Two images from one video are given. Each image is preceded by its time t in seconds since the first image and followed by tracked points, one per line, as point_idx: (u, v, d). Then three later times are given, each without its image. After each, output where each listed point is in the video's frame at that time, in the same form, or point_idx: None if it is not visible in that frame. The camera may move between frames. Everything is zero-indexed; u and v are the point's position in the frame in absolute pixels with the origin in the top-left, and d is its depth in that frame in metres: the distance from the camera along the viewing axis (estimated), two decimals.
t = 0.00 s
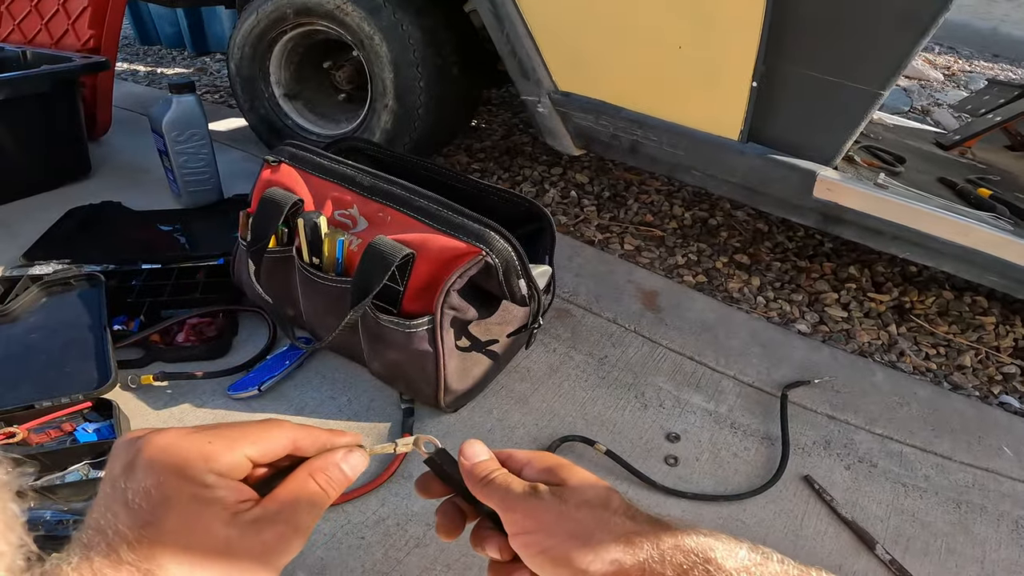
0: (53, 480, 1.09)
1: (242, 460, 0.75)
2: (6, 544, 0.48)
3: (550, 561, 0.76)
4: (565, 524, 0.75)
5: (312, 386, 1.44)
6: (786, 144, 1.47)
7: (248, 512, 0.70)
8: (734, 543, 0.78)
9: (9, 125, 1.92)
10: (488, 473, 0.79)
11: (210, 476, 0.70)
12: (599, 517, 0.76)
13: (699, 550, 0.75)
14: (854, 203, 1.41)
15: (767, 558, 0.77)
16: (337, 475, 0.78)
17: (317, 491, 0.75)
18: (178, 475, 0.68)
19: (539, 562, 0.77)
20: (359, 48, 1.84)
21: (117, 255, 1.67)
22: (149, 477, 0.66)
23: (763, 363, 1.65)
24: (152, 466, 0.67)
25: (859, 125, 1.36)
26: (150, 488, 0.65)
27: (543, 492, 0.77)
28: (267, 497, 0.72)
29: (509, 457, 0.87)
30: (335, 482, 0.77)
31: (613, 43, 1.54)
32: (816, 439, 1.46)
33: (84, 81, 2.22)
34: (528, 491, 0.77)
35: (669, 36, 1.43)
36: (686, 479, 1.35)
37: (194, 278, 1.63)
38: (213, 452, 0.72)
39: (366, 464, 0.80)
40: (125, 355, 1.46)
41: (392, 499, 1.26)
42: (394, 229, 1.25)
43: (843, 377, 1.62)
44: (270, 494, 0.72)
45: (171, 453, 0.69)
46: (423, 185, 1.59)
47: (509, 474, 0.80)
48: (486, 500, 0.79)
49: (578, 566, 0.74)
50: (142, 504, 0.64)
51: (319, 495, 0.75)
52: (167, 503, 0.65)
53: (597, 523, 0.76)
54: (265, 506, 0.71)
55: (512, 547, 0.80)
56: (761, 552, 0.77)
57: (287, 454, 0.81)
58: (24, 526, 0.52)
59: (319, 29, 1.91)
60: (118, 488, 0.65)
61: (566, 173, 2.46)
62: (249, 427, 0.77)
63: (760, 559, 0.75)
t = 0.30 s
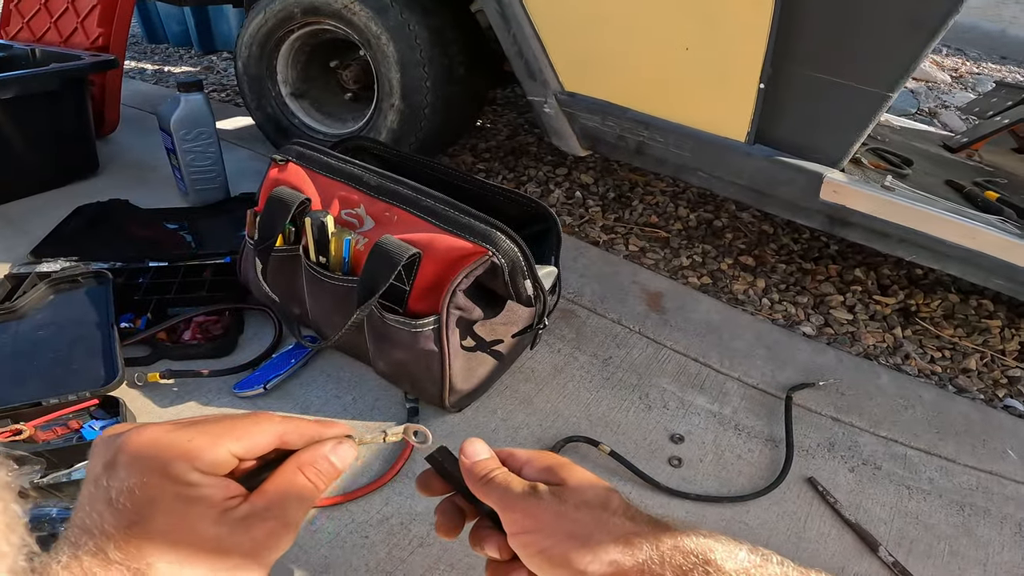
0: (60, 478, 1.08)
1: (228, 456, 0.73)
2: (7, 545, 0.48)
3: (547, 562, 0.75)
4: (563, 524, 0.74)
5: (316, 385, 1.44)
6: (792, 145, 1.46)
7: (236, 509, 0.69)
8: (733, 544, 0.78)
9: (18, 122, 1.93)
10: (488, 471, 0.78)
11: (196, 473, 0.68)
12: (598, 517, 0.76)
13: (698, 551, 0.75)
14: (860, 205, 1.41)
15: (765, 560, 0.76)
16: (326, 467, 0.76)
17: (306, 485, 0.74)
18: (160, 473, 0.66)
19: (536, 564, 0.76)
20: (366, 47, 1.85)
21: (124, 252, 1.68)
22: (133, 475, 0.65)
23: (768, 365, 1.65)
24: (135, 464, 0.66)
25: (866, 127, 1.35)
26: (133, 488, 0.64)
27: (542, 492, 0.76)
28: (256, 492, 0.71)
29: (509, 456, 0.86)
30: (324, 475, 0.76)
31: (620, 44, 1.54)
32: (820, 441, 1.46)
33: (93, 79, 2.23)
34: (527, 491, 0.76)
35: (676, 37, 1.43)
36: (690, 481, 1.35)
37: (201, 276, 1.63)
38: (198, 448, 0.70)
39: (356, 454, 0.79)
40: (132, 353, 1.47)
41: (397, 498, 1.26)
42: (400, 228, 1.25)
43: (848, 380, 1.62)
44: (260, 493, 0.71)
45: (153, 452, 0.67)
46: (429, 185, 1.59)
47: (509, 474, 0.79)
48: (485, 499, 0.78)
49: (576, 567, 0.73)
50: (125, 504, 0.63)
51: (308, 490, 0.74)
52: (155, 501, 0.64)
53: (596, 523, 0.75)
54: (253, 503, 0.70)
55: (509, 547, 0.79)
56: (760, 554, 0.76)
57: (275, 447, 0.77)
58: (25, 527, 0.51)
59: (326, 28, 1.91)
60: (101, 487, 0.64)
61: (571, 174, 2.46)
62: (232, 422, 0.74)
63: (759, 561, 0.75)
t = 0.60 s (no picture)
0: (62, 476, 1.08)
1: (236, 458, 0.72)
2: (10, 542, 0.48)
3: (546, 559, 0.74)
4: (563, 522, 0.74)
5: (319, 384, 1.45)
6: (797, 147, 1.46)
7: (244, 512, 0.69)
8: (736, 542, 0.76)
9: (25, 120, 1.94)
10: (488, 467, 0.78)
11: (204, 476, 0.68)
12: (597, 515, 0.75)
13: (699, 549, 0.73)
14: (866, 207, 1.40)
15: (769, 558, 0.74)
16: (333, 468, 0.76)
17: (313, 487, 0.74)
18: (167, 476, 0.66)
19: (535, 561, 0.75)
20: (371, 46, 1.85)
21: (130, 250, 1.69)
22: (140, 478, 0.65)
23: (771, 366, 1.64)
24: (143, 466, 0.66)
25: (873, 128, 1.34)
26: (141, 490, 0.64)
27: (542, 489, 0.76)
28: (263, 494, 0.72)
29: (509, 453, 0.86)
30: (332, 477, 0.76)
31: (625, 45, 1.54)
32: (823, 443, 1.45)
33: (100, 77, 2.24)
34: (527, 488, 0.76)
35: (682, 38, 1.43)
36: (692, 482, 1.35)
37: (205, 274, 1.64)
38: (205, 451, 0.69)
39: (363, 457, 0.79)
40: (136, 350, 1.47)
41: (398, 497, 1.26)
42: (404, 228, 1.25)
43: (852, 383, 1.61)
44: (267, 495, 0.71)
45: (160, 453, 0.67)
46: (433, 185, 1.60)
47: (509, 471, 0.79)
48: (485, 495, 0.78)
49: (576, 566, 0.73)
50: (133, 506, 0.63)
51: (315, 493, 0.74)
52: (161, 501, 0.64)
53: (596, 521, 0.74)
54: (260, 505, 0.71)
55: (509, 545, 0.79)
56: (763, 552, 0.74)
57: (282, 449, 0.77)
58: (27, 525, 0.52)
59: (331, 27, 1.92)
60: (108, 489, 0.64)
61: (575, 174, 2.46)
62: (240, 424, 0.74)
63: (762, 559, 0.73)
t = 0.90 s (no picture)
0: (68, 473, 1.08)
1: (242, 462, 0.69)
2: (15, 540, 0.48)
3: (547, 559, 0.74)
4: (563, 522, 0.73)
5: (322, 383, 1.45)
6: (804, 148, 1.45)
7: (249, 516, 0.69)
8: (739, 542, 0.76)
9: (32, 117, 1.94)
10: (489, 467, 0.79)
11: (209, 483, 0.66)
12: (599, 515, 0.74)
13: (702, 548, 0.73)
14: (871, 209, 1.40)
15: (771, 557, 0.74)
16: (335, 469, 0.75)
17: (318, 490, 0.73)
18: (173, 482, 0.64)
19: (536, 561, 0.76)
20: (376, 45, 1.85)
21: (135, 248, 1.69)
22: (145, 482, 0.63)
23: (775, 369, 1.64)
24: (148, 471, 0.63)
25: (879, 131, 1.34)
26: (146, 497, 0.62)
27: (543, 489, 0.76)
28: (267, 496, 0.70)
29: (512, 452, 0.86)
30: (334, 477, 0.75)
31: (631, 46, 1.54)
32: (825, 445, 1.45)
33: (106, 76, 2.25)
34: (529, 487, 0.76)
35: (688, 39, 1.43)
36: (694, 484, 1.34)
37: (209, 272, 1.65)
38: (212, 459, 0.66)
39: (366, 457, 0.78)
40: (140, 347, 1.47)
41: (400, 497, 1.26)
42: (408, 227, 1.25)
43: (855, 385, 1.60)
44: (273, 498, 0.70)
45: (165, 457, 0.64)
46: (437, 184, 1.60)
47: (511, 471, 0.79)
48: (486, 495, 0.78)
49: (578, 565, 0.73)
50: (138, 513, 0.61)
51: (319, 496, 0.73)
52: (165, 504, 0.63)
53: (596, 521, 0.74)
54: (265, 508, 0.70)
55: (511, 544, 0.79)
56: (766, 552, 0.74)
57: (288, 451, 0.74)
58: (34, 523, 0.51)
59: (336, 26, 1.92)
60: (112, 492, 0.63)
61: (579, 174, 2.46)
62: (247, 426, 0.70)
63: (765, 559, 0.72)
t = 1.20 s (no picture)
0: (76, 467, 1.09)
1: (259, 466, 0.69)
2: (21, 533, 0.48)
3: (550, 561, 0.74)
4: (565, 524, 0.73)
5: (329, 379, 1.46)
6: (816, 151, 1.45)
7: (262, 519, 0.68)
8: (742, 543, 0.77)
9: (46, 112, 1.96)
10: (492, 470, 0.79)
11: (226, 488, 0.65)
12: (602, 517, 0.75)
13: (704, 550, 0.73)
14: (881, 212, 1.39)
15: (775, 559, 0.74)
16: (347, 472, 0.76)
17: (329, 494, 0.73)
18: (191, 486, 0.63)
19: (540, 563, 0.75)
20: (387, 43, 1.86)
21: (146, 243, 1.71)
22: (163, 485, 0.61)
23: (781, 371, 1.63)
24: (166, 474, 0.62)
25: (892, 134, 1.33)
26: (163, 501, 0.61)
27: (545, 492, 0.77)
28: (281, 500, 0.70)
29: (514, 454, 0.87)
30: (344, 480, 0.76)
31: (642, 47, 1.54)
32: (830, 449, 1.45)
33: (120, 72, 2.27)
34: (530, 490, 0.77)
35: (699, 40, 1.42)
36: (698, 485, 1.34)
37: (220, 268, 1.66)
38: (231, 465, 0.65)
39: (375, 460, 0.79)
40: (150, 342, 1.49)
41: (404, 494, 1.27)
42: (417, 225, 1.26)
43: (862, 390, 1.59)
44: (286, 502, 0.70)
45: (185, 461, 0.63)
46: (445, 183, 1.61)
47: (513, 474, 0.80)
48: (490, 498, 0.78)
49: (581, 567, 0.72)
50: (154, 516, 0.60)
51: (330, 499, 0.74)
52: (181, 507, 0.61)
53: (598, 523, 0.74)
54: (278, 511, 0.70)
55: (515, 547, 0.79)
56: (769, 554, 0.74)
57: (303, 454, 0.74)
58: (39, 516, 0.51)
59: (348, 24, 1.93)
60: (127, 492, 0.61)
61: (588, 175, 2.46)
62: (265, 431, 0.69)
63: (768, 561, 0.73)
